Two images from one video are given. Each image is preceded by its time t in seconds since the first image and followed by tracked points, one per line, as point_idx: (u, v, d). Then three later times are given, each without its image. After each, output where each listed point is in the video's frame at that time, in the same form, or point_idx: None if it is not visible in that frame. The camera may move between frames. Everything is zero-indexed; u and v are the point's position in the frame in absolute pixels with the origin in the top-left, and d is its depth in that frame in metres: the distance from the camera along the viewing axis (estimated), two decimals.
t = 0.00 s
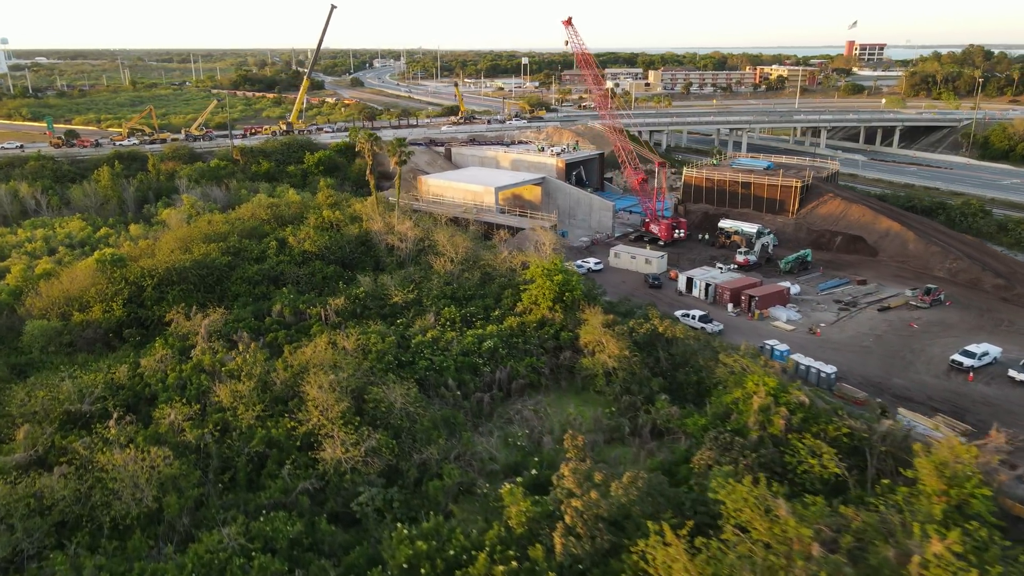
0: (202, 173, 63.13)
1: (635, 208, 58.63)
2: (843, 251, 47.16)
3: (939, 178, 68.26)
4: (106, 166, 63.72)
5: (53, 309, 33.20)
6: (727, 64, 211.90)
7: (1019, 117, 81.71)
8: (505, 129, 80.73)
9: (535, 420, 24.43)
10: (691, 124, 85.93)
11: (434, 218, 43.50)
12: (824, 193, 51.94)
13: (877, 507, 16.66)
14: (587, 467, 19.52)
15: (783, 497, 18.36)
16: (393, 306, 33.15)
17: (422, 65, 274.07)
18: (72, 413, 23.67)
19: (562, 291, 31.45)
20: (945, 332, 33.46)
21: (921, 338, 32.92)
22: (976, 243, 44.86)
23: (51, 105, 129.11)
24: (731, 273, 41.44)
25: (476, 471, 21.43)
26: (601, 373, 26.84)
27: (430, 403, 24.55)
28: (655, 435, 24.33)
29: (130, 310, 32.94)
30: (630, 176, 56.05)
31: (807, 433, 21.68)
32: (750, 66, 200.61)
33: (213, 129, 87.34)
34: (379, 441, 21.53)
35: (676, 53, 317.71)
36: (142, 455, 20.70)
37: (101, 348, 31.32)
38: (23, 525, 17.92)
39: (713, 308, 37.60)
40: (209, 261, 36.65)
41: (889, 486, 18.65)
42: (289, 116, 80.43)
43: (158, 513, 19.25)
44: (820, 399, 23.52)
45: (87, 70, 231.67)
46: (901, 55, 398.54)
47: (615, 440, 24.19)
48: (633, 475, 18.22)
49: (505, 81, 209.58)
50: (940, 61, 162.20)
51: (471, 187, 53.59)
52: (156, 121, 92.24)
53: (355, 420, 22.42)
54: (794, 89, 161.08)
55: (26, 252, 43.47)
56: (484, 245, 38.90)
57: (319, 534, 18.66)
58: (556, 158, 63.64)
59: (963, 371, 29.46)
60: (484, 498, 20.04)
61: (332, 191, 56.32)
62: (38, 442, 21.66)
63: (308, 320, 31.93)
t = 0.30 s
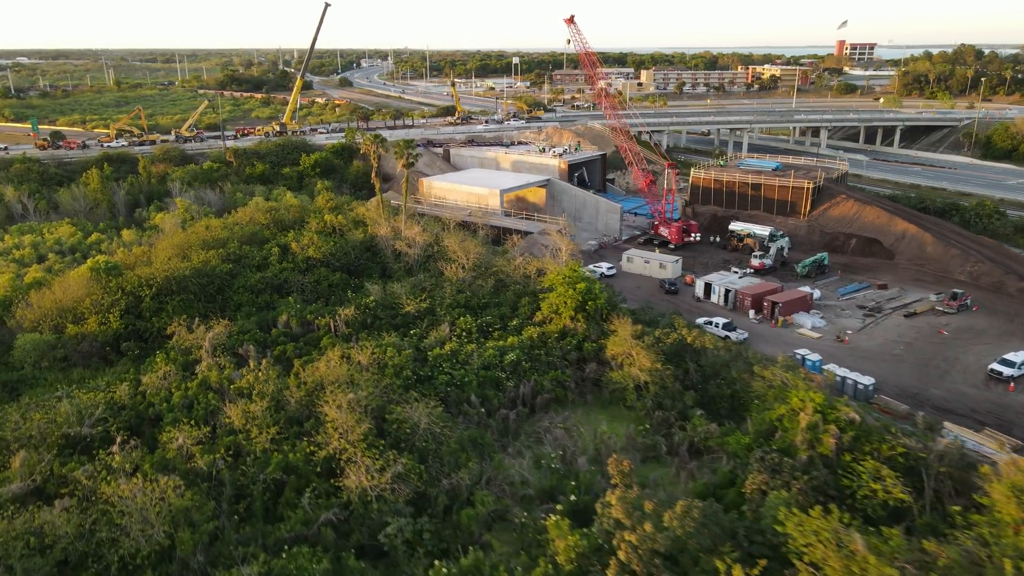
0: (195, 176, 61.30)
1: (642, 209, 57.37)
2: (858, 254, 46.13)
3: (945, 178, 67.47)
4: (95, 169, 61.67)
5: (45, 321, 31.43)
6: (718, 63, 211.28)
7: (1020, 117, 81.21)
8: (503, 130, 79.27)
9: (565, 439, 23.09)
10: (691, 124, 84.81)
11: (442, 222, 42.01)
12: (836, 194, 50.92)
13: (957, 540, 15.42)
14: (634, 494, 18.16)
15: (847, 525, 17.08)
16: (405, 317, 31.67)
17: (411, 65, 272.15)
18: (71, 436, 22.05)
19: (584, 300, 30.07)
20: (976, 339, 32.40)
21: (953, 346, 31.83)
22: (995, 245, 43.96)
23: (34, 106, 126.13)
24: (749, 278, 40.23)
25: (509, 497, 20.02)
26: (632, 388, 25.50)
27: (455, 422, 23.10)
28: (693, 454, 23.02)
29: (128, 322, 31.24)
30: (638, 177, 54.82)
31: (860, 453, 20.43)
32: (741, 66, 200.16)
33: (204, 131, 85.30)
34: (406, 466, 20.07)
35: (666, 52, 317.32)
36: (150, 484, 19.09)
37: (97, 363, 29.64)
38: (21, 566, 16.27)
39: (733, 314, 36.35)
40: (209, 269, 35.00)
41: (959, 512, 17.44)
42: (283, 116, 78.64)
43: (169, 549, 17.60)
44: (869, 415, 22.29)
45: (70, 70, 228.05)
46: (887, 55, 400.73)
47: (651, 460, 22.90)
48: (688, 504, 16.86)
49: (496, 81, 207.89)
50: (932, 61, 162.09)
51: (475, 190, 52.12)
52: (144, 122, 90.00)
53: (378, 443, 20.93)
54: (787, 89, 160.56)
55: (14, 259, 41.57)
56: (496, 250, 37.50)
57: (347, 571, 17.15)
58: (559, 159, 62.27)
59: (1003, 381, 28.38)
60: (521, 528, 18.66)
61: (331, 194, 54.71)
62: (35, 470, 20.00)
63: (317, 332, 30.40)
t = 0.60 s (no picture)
0: (188, 180, 59.34)
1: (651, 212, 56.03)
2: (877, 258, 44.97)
3: (953, 179, 66.59)
4: (85, 172, 59.61)
5: (39, 336, 29.61)
6: (710, 63, 210.69)
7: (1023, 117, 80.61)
8: (503, 131, 77.71)
9: (605, 463, 21.62)
10: (693, 124, 83.59)
11: (452, 228, 40.42)
12: (852, 197, 49.76)
13: None
14: (695, 529, 16.69)
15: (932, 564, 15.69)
16: (421, 330, 30.10)
17: (400, 65, 269.92)
18: (72, 467, 20.33)
19: (612, 311, 28.61)
20: (1015, 348, 31.21)
21: (992, 356, 30.60)
22: (1018, 249, 42.91)
23: (17, 107, 123.30)
24: (771, 284, 38.91)
25: (555, 531, 18.50)
26: (671, 406, 24.05)
27: (488, 446, 21.55)
28: (742, 478, 21.61)
29: (128, 337, 29.49)
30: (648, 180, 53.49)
31: (928, 479, 19.06)
32: (733, 66, 199.60)
33: (195, 132, 83.24)
34: (442, 498, 18.48)
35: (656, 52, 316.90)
36: (164, 522, 17.38)
37: (96, 381, 27.88)
38: None
39: (759, 323, 34.98)
40: (212, 280, 33.25)
41: None
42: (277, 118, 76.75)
43: None
44: (930, 436, 20.92)
45: (53, 70, 224.55)
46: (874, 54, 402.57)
47: (697, 485, 21.46)
48: (761, 543, 15.42)
49: (487, 81, 206.27)
50: (925, 60, 162.05)
51: (480, 194, 50.58)
52: (133, 123, 87.79)
53: (410, 473, 19.32)
54: (780, 89, 160.04)
55: (3, 268, 39.61)
56: (512, 258, 35.99)
57: None
58: (564, 161, 60.81)
59: None
60: (572, 567, 17.14)
61: (332, 198, 53.00)
62: (36, 507, 18.26)
63: (330, 346, 28.75)
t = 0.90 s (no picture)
0: (182, 183, 57.49)
1: (660, 216, 54.77)
2: (895, 262, 44.00)
3: (959, 180, 65.91)
4: (74, 176, 57.65)
5: (31, 352, 27.93)
6: (700, 63, 210.22)
7: None
8: (502, 132, 76.30)
9: (648, 488, 20.25)
10: (693, 125, 82.54)
11: (461, 233, 38.98)
12: (865, 199, 48.80)
13: None
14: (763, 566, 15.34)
15: None
16: (438, 343, 28.68)
17: (388, 65, 267.93)
18: (75, 500, 18.72)
19: (640, 322, 27.31)
20: None
21: None
22: None
23: None
24: (792, 290, 37.77)
25: (604, 567, 17.09)
26: (711, 425, 22.73)
27: (523, 472, 20.12)
28: (792, 502, 20.31)
29: (127, 353, 27.86)
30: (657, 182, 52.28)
31: (1000, 505, 17.83)
32: (724, 66, 199.24)
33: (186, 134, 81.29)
34: (482, 533, 17.01)
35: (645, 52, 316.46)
36: (180, 565, 15.80)
37: (95, 400, 26.21)
38: None
39: (783, 331, 33.81)
40: (215, 291, 31.63)
41: None
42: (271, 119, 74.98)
43: None
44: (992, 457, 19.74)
45: (35, 70, 220.82)
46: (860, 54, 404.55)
47: (746, 512, 20.14)
48: None
49: (477, 81, 204.71)
50: (917, 60, 162.09)
51: (485, 197, 49.13)
52: (121, 125, 85.63)
53: (444, 505, 17.88)
54: (772, 89, 159.70)
55: None
56: (526, 265, 34.61)
57: None
58: (568, 163, 59.49)
59: None
60: None
61: (332, 202, 51.43)
62: (37, 549, 16.66)
63: (343, 362, 27.26)
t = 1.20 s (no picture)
0: (168, 188, 55.42)
1: (663, 219, 53.59)
2: (908, 265, 43.08)
3: (959, 180, 65.41)
4: (54, 181, 55.32)
5: (18, 373, 26.01)
6: (684, 62, 210.08)
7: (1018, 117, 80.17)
8: (496, 134, 74.81)
9: (697, 518, 18.83)
10: (689, 125, 81.51)
11: (467, 240, 37.43)
12: (874, 201, 47.90)
13: None
14: None
15: None
16: (454, 358, 27.14)
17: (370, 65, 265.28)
18: (75, 545, 16.94)
19: (669, 335, 25.96)
20: None
21: None
22: None
23: None
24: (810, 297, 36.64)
25: None
26: (756, 447, 21.37)
27: (563, 503, 18.61)
28: (850, 531, 18.98)
29: (122, 373, 26.04)
30: (664, 186, 51.01)
31: None
32: (708, 66, 199.22)
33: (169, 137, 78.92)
34: None
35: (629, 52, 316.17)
36: None
37: (88, 426, 24.37)
38: None
39: (806, 340, 32.61)
40: (214, 304, 29.86)
41: None
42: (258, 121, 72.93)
43: None
44: None
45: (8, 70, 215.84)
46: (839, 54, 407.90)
47: (801, 542, 18.79)
48: None
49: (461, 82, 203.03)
50: (902, 59, 162.69)
51: (486, 201, 47.57)
52: (101, 128, 83.02)
53: (486, 546, 16.33)
54: (759, 89, 159.66)
55: None
56: (540, 274, 33.15)
57: None
58: (567, 165, 58.13)
59: None
60: None
61: (327, 208, 49.66)
62: None
63: (355, 382, 25.63)
